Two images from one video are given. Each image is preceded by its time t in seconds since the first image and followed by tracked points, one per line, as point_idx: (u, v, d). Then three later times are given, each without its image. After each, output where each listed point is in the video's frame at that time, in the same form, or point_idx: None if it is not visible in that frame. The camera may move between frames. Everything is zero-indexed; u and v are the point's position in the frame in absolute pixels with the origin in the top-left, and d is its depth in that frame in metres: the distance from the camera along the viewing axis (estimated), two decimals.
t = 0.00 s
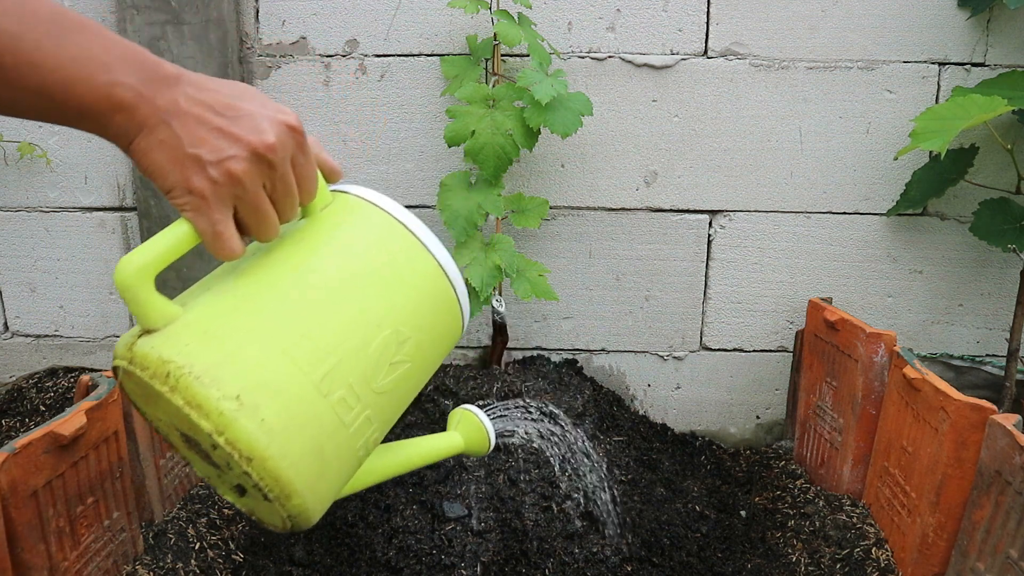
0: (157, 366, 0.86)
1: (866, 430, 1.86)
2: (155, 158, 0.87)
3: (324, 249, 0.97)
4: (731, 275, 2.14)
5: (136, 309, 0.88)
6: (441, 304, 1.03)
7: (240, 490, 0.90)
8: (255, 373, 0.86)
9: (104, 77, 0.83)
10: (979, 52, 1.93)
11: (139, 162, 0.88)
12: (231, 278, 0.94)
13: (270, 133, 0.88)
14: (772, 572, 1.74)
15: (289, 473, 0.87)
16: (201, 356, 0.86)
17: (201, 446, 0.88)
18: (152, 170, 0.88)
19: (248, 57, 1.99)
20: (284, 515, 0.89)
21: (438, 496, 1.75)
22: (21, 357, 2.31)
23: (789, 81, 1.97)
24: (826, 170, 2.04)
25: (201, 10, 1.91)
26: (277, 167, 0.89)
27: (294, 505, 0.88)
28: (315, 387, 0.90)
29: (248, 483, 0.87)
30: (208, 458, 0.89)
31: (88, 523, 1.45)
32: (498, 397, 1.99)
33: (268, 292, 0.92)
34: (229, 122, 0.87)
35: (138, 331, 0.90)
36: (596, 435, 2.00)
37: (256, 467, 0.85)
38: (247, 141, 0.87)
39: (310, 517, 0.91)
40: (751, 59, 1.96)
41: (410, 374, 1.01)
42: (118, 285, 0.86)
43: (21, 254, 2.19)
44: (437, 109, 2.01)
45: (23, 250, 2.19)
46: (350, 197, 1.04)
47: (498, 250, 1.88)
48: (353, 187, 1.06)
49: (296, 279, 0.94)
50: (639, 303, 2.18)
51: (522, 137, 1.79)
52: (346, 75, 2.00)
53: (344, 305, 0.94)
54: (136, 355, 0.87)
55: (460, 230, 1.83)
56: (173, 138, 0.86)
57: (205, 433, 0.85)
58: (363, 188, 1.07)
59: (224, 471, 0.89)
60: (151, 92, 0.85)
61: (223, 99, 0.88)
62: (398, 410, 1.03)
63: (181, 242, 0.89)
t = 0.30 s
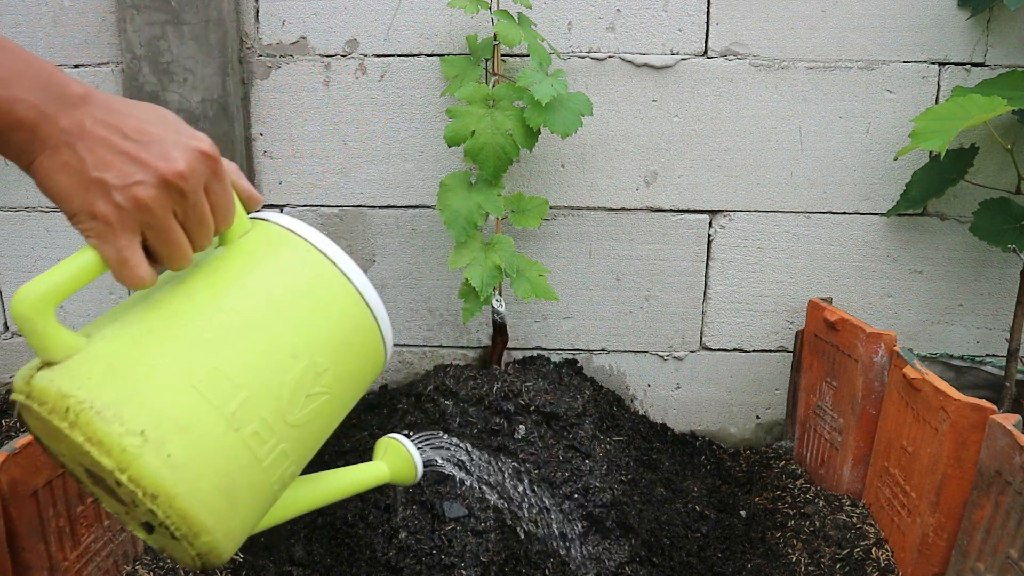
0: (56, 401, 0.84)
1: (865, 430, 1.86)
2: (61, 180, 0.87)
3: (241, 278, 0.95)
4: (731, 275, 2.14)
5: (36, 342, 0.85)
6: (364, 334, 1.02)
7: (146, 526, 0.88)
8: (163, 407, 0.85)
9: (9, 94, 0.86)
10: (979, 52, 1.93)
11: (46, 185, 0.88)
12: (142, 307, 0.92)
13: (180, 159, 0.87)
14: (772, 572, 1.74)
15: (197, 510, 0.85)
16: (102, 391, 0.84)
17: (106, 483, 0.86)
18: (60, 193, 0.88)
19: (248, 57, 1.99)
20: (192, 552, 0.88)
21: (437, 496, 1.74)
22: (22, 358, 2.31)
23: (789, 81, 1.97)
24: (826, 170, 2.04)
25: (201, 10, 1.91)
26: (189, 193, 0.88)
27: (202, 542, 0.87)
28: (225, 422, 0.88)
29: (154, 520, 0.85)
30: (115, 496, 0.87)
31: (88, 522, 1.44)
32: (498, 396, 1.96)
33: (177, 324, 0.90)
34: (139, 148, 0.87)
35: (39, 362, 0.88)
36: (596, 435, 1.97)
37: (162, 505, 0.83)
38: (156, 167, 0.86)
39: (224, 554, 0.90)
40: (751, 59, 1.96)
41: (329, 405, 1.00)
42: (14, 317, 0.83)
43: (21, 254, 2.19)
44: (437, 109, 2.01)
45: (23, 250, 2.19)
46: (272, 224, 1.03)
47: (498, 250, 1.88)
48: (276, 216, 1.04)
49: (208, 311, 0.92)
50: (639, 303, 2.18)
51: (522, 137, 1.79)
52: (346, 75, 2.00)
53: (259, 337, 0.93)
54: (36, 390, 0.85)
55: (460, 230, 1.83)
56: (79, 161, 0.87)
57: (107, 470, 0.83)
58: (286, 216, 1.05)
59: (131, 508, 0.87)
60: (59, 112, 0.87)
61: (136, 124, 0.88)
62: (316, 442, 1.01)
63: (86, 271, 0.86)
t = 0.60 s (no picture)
0: (10, 381, 0.86)
1: (865, 430, 1.86)
2: (9, 173, 0.92)
3: (179, 264, 1.01)
4: (731, 275, 2.14)
5: None
6: (294, 314, 1.10)
7: (96, 496, 0.92)
8: (118, 383, 0.89)
9: None
10: (979, 52, 1.93)
11: None
12: (84, 293, 0.95)
13: (124, 153, 0.93)
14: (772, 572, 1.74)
15: (154, 477, 0.90)
16: (58, 368, 0.87)
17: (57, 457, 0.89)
18: (7, 186, 0.92)
19: (248, 57, 2.00)
20: (144, 516, 0.92)
21: (438, 496, 1.75)
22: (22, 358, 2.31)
23: (789, 81, 1.97)
24: (826, 170, 2.04)
25: (201, 10, 1.91)
26: (134, 186, 0.94)
27: (156, 505, 0.92)
28: (175, 395, 0.93)
29: (110, 488, 0.89)
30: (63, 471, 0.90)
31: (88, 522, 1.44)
32: (498, 396, 1.96)
33: (125, 305, 0.95)
34: (85, 143, 0.93)
35: None
36: (596, 435, 1.97)
37: (122, 472, 0.88)
38: (101, 160, 0.92)
39: (173, 515, 0.95)
40: (751, 59, 1.96)
41: (260, 380, 1.07)
42: None
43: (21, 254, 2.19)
44: (437, 109, 2.01)
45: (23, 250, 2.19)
46: (199, 215, 1.09)
47: (498, 250, 1.88)
48: (202, 206, 1.10)
49: (151, 293, 0.97)
50: (639, 303, 2.18)
51: (522, 137, 1.79)
52: (347, 75, 2.00)
53: (200, 318, 0.98)
54: None
55: (460, 230, 1.83)
56: (28, 155, 0.92)
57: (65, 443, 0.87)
58: (212, 207, 1.12)
59: (81, 480, 0.90)
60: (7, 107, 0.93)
61: (81, 121, 0.95)
62: (248, 415, 1.08)
63: (31, 258, 0.89)
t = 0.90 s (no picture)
0: (48, 330, 0.96)
1: (865, 430, 1.86)
2: (30, 143, 1.01)
3: (179, 228, 1.13)
4: (731, 275, 2.14)
5: (17, 282, 0.96)
6: (276, 272, 1.25)
7: (117, 436, 1.03)
8: (144, 331, 1.01)
9: None
10: (979, 52, 1.93)
11: (13, 148, 1.01)
12: (96, 253, 1.06)
13: (134, 125, 1.04)
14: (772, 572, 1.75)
15: (177, 413, 1.02)
16: (90, 318, 0.98)
17: (85, 400, 1.00)
18: (25, 155, 1.01)
19: (248, 57, 2.00)
20: (164, 451, 1.04)
21: (437, 496, 1.75)
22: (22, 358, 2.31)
23: (789, 81, 1.97)
24: (826, 170, 2.04)
25: (201, 10, 1.92)
26: (143, 155, 1.06)
27: (177, 441, 1.04)
28: (191, 341, 1.06)
29: (136, 427, 1.01)
30: (90, 412, 1.01)
31: (88, 522, 1.44)
32: (498, 396, 1.96)
33: (141, 264, 1.06)
34: (98, 116, 1.03)
35: (11, 301, 0.99)
36: (597, 435, 1.97)
37: (151, 410, 1.00)
38: (116, 131, 1.03)
39: (187, 452, 1.07)
40: (751, 59, 1.96)
41: (251, 331, 1.20)
42: None
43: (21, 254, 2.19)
44: (437, 109, 2.01)
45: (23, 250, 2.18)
46: (188, 185, 1.21)
47: (498, 249, 1.88)
48: (189, 177, 1.22)
49: (161, 253, 1.09)
50: (639, 303, 2.18)
51: (522, 137, 1.78)
52: (347, 75, 2.00)
53: (202, 275, 1.11)
54: (20, 323, 0.96)
55: (460, 230, 1.83)
56: (47, 127, 1.01)
57: (98, 385, 0.98)
58: (198, 179, 1.24)
59: (105, 420, 1.01)
60: (25, 84, 1.02)
61: (91, 96, 1.04)
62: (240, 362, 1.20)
63: (56, 221, 0.99)
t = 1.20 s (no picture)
0: (112, 275, 0.98)
1: (866, 430, 1.86)
2: (102, 116, 1.02)
3: (236, 185, 1.14)
4: (731, 275, 2.14)
5: (88, 231, 0.98)
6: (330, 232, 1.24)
7: (175, 377, 1.03)
8: (198, 279, 1.02)
9: (55, 50, 1.00)
10: (979, 52, 1.93)
11: (88, 121, 1.03)
12: (159, 208, 1.08)
13: (196, 95, 1.05)
14: (772, 572, 1.75)
15: (227, 358, 1.02)
16: (150, 264, 1.00)
17: (146, 343, 1.01)
18: (98, 127, 1.03)
19: (248, 57, 2.00)
20: (216, 395, 1.04)
21: (437, 496, 1.74)
22: (22, 358, 2.31)
23: (789, 81, 1.97)
24: (826, 170, 2.04)
25: (201, 10, 1.92)
26: (204, 124, 1.07)
27: (227, 384, 1.04)
28: (242, 291, 1.06)
29: (190, 369, 1.01)
30: (151, 355, 1.02)
31: (88, 522, 1.45)
32: (498, 396, 1.96)
33: (197, 216, 1.08)
34: (163, 88, 1.03)
35: (85, 251, 1.01)
36: (597, 435, 1.97)
37: (203, 352, 1.00)
38: (179, 101, 1.03)
39: (238, 397, 1.07)
40: (751, 59, 1.96)
41: (302, 290, 1.20)
42: (74, 212, 0.96)
43: (21, 254, 2.19)
44: (437, 109, 2.01)
45: (23, 250, 2.19)
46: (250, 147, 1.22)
47: (498, 250, 1.88)
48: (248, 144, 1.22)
49: (217, 207, 1.10)
50: (639, 303, 2.18)
51: (522, 137, 1.78)
52: (347, 75, 2.00)
53: (255, 230, 1.11)
54: (89, 269, 0.99)
55: (460, 230, 1.83)
56: (118, 100, 1.02)
57: (156, 327, 0.99)
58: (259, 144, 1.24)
59: (164, 362, 1.02)
60: (97, 62, 1.02)
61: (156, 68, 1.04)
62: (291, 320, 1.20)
63: (124, 181, 1.01)
